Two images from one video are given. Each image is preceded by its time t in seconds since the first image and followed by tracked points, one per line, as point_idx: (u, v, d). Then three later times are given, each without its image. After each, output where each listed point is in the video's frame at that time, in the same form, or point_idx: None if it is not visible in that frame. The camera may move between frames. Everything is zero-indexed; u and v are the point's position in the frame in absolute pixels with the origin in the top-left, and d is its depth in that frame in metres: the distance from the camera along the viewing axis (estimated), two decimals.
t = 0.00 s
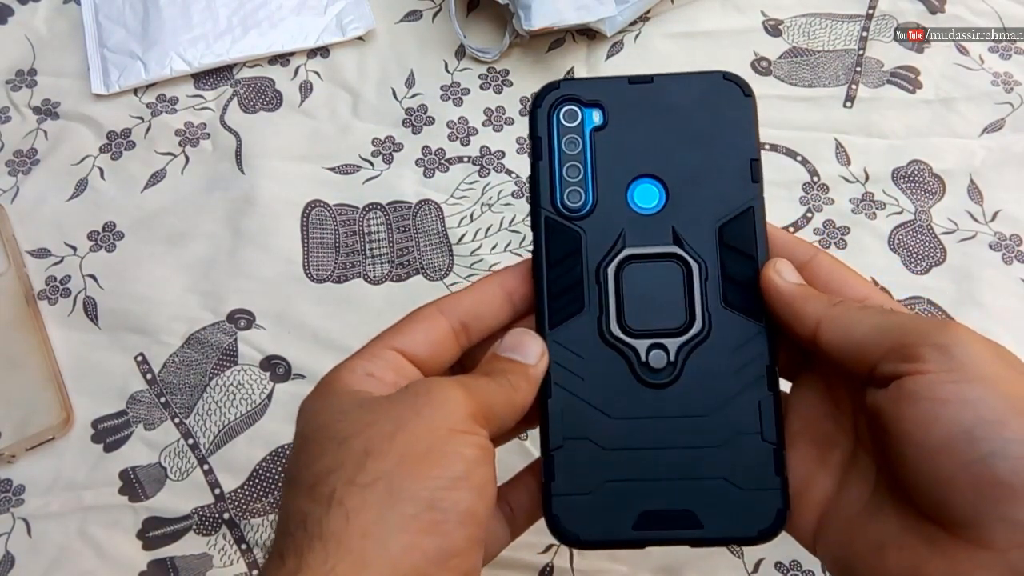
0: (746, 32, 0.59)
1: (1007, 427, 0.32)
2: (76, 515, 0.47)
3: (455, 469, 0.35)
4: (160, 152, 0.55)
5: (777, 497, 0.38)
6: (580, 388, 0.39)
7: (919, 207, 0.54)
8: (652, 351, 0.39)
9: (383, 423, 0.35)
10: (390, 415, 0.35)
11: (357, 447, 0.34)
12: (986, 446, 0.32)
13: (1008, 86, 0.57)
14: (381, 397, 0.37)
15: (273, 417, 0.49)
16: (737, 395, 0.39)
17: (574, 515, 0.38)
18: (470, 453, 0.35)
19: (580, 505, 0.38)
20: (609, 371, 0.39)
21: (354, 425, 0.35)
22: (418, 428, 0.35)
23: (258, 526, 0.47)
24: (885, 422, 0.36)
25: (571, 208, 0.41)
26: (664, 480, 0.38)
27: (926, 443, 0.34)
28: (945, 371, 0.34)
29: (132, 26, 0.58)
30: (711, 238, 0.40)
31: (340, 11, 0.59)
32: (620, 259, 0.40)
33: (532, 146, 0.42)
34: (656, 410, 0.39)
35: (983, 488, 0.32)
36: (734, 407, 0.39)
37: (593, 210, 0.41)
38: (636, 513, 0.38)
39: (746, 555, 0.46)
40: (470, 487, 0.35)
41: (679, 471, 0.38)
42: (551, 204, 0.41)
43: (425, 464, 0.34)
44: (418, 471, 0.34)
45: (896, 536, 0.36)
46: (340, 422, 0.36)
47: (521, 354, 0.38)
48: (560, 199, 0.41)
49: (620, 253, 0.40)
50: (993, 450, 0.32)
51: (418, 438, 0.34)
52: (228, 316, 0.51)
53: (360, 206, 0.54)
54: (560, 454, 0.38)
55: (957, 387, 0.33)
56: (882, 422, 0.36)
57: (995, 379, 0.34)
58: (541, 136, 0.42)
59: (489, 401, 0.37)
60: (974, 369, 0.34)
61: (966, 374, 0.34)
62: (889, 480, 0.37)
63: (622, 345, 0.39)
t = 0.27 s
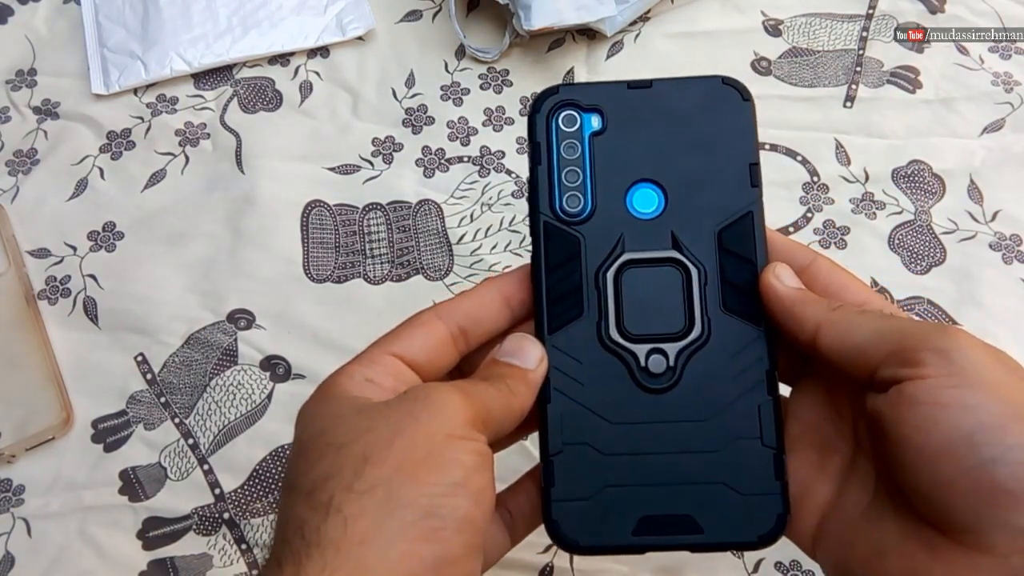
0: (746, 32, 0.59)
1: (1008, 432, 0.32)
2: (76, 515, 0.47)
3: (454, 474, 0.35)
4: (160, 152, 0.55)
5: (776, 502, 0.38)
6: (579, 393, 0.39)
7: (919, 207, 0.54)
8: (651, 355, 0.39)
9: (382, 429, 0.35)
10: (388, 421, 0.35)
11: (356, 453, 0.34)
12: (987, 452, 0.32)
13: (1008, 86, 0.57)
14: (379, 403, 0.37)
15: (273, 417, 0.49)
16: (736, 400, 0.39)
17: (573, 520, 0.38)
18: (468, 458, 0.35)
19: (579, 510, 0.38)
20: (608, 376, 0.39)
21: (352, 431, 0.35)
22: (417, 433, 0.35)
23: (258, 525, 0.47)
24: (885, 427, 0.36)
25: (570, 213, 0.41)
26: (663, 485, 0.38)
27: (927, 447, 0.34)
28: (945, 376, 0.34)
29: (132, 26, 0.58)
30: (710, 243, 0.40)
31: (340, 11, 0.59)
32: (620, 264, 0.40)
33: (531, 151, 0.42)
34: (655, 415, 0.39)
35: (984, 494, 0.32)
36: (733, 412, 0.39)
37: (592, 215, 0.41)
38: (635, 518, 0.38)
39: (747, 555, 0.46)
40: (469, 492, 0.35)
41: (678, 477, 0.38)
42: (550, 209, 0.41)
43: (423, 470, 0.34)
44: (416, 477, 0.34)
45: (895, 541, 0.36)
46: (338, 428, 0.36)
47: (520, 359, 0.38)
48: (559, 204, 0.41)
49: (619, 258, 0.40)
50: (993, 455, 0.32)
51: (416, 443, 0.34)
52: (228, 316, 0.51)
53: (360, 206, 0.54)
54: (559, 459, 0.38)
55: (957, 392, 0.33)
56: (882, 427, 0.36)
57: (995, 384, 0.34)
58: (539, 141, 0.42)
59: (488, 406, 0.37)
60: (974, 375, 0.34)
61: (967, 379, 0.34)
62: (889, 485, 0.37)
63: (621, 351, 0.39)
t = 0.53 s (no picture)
0: (746, 32, 0.59)
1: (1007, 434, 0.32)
2: (76, 515, 0.47)
3: (451, 475, 0.35)
4: (160, 152, 0.55)
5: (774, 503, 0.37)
6: (577, 394, 0.39)
7: (919, 207, 0.54)
8: (648, 356, 0.39)
9: (378, 430, 0.35)
10: (385, 422, 0.35)
11: (353, 455, 0.34)
12: (986, 453, 0.32)
13: (1008, 86, 0.57)
14: (376, 404, 0.37)
15: (273, 417, 0.49)
16: (733, 401, 0.39)
17: (570, 520, 0.38)
18: (466, 458, 0.35)
19: (576, 511, 0.38)
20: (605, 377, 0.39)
21: (348, 433, 0.35)
22: (413, 435, 0.35)
23: (258, 526, 0.47)
24: (883, 428, 0.36)
25: (567, 213, 0.41)
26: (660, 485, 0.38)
27: (925, 449, 0.34)
28: (942, 377, 0.34)
29: (132, 26, 0.58)
30: (707, 243, 0.40)
31: (340, 11, 0.59)
32: (617, 264, 0.40)
33: (528, 152, 0.42)
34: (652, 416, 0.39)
35: (982, 496, 0.32)
36: (731, 413, 0.39)
37: (589, 215, 0.41)
38: (632, 518, 0.38)
39: (747, 555, 0.46)
40: (467, 492, 0.35)
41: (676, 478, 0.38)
42: (547, 210, 0.41)
43: (420, 471, 0.34)
44: (413, 478, 0.34)
45: (892, 542, 0.36)
46: (335, 430, 0.36)
47: (518, 359, 0.38)
48: (555, 205, 0.41)
49: (616, 258, 0.40)
50: (992, 457, 0.32)
51: (413, 444, 0.34)
52: (227, 316, 0.51)
53: (360, 206, 0.54)
54: (557, 460, 0.38)
55: (956, 393, 0.33)
56: (880, 428, 0.36)
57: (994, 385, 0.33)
58: (536, 141, 0.42)
59: (485, 406, 0.37)
60: (973, 375, 0.34)
61: (965, 380, 0.34)
62: (886, 485, 0.37)
63: (618, 351, 0.39)
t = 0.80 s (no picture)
0: (746, 32, 0.59)
1: (1009, 434, 0.32)
2: (76, 515, 0.47)
3: (451, 473, 0.35)
4: (160, 152, 0.55)
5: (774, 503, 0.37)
6: (577, 395, 0.39)
7: (919, 207, 0.54)
8: (648, 356, 0.39)
9: (378, 429, 0.35)
10: (385, 421, 0.35)
11: (353, 454, 0.34)
12: (986, 454, 0.32)
13: (1008, 86, 0.57)
14: (376, 403, 0.37)
15: (273, 417, 0.49)
16: (733, 402, 0.39)
17: (570, 521, 0.38)
18: (465, 458, 0.35)
19: (576, 511, 0.38)
20: (604, 376, 0.39)
21: (348, 433, 0.35)
22: (413, 433, 0.35)
23: (258, 526, 0.47)
24: (884, 429, 0.36)
25: (567, 213, 0.41)
26: (660, 486, 0.38)
27: (926, 449, 0.34)
28: (944, 378, 0.34)
29: (132, 26, 0.58)
30: (708, 243, 0.40)
31: (340, 11, 0.59)
32: (617, 265, 0.40)
33: (529, 151, 0.42)
34: (652, 417, 0.39)
35: (983, 496, 0.32)
36: (730, 413, 0.39)
37: (589, 215, 0.41)
38: (632, 519, 0.38)
39: (747, 555, 0.46)
40: (467, 492, 0.35)
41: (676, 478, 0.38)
42: (547, 210, 0.41)
43: (420, 469, 0.34)
44: (413, 476, 0.34)
45: (894, 543, 0.36)
46: (335, 430, 0.36)
47: (518, 359, 0.39)
48: (556, 205, 0.41)
49: (616, 258, 0.40)
50: (994, 458, 0.32)
51: (413, 443, 0.34)
52: (228, 316, 0.51)
53: (360, 206, 0.54)
54: (556, 460, 0.38)
55: (957, 394, 0.33)
56: (881, 428, 0.36)
57: (996, 387, 0.34)
58: (537, 140, 0.42)
59: (485, 405, 0.37)
60: (974, 377, 0.34)
61: (967, 381, 0.34)
62: (887, 486, 0.37)
63: (618, 351, 0.39)
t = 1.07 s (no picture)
0: (746, 32, 0.59)
1: (1005, 445, 0.32)
2: (76, 515, 0.47)
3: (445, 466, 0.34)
4: (160, 152, 0.55)
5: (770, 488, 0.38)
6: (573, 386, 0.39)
7: (919, 207, 0.54)
8: (642, 347, 0.39)
9: (373, 417, 0.35)
10: (379, 411, 0.35)
11: (348, 445, 0.34)
12: (983, 465, 0.32)
13: (1007, 86, 0.57)
14: (373, 386, 0.36)
15: (273, 417, 0.49)
16: (728, 387, 0.39)
17: (573, 518, 0.38)
18: (462, 448, 0.35)
19: (577, 506, 0.38)
20: (601, 368, 0.39)
21: (352, 412, 0.35)
22: (408, 423, 0.34)
23: (258, 526, 0.47)
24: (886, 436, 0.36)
25: (551, 206, 0.40)
26: (662, 477, 0.38)
27: (926, 463, 0.34)
28: (937, 393, 0.34)
29: (132, 26, 0.58)
30: (694, 230, 0.40)
31: (340, 11, 0.59)
32: (605, 256, 0.40)
33: (508, 144, 0.41)
34: (649, 408, 0.39)
35: (984, 509, 0.32)
36: (726, 402, 0.38)
37: (575, 209, 0.40)
38: (635, 511, 0.38)
39: (747, 555, 0.46)
40: (462, 485, 0.34)
41: (675, 469, 0.38)
42: (529, 204, 0.40)
43: (414, 461, 0.34)
44: (407, 468, 0.34)
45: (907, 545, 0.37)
46: (335, 413, 0.36)
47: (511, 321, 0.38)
48: (539, 197, 0.40)
49: (604, 249, 0.40)
50: (989, 470, 0.32)
51: (407, 434, 0.34)
52: (228, 316, 0.51)
53: (360, 206, 0.54)
54: (556, 455, 0.38)
55: (952, 409, 0.33)
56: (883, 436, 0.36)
57: (994, 395, 0.33)
58: (516, 133, 0.41)
59: (483, 379, 0.36)
60: (970, 391, 0.33)
61: (963, 395, 0.33)
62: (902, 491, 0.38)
63: (611, 344, 0.39)
